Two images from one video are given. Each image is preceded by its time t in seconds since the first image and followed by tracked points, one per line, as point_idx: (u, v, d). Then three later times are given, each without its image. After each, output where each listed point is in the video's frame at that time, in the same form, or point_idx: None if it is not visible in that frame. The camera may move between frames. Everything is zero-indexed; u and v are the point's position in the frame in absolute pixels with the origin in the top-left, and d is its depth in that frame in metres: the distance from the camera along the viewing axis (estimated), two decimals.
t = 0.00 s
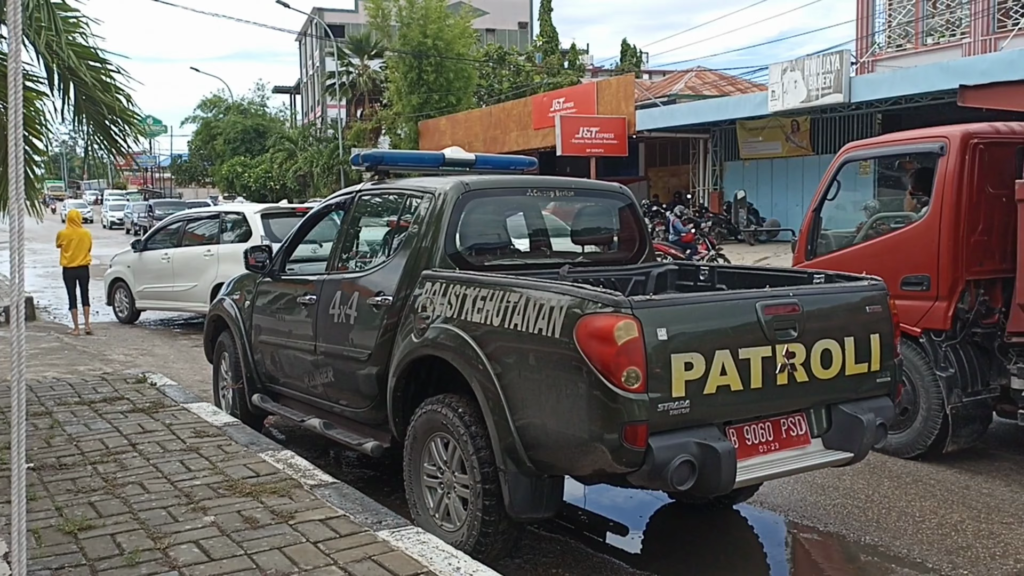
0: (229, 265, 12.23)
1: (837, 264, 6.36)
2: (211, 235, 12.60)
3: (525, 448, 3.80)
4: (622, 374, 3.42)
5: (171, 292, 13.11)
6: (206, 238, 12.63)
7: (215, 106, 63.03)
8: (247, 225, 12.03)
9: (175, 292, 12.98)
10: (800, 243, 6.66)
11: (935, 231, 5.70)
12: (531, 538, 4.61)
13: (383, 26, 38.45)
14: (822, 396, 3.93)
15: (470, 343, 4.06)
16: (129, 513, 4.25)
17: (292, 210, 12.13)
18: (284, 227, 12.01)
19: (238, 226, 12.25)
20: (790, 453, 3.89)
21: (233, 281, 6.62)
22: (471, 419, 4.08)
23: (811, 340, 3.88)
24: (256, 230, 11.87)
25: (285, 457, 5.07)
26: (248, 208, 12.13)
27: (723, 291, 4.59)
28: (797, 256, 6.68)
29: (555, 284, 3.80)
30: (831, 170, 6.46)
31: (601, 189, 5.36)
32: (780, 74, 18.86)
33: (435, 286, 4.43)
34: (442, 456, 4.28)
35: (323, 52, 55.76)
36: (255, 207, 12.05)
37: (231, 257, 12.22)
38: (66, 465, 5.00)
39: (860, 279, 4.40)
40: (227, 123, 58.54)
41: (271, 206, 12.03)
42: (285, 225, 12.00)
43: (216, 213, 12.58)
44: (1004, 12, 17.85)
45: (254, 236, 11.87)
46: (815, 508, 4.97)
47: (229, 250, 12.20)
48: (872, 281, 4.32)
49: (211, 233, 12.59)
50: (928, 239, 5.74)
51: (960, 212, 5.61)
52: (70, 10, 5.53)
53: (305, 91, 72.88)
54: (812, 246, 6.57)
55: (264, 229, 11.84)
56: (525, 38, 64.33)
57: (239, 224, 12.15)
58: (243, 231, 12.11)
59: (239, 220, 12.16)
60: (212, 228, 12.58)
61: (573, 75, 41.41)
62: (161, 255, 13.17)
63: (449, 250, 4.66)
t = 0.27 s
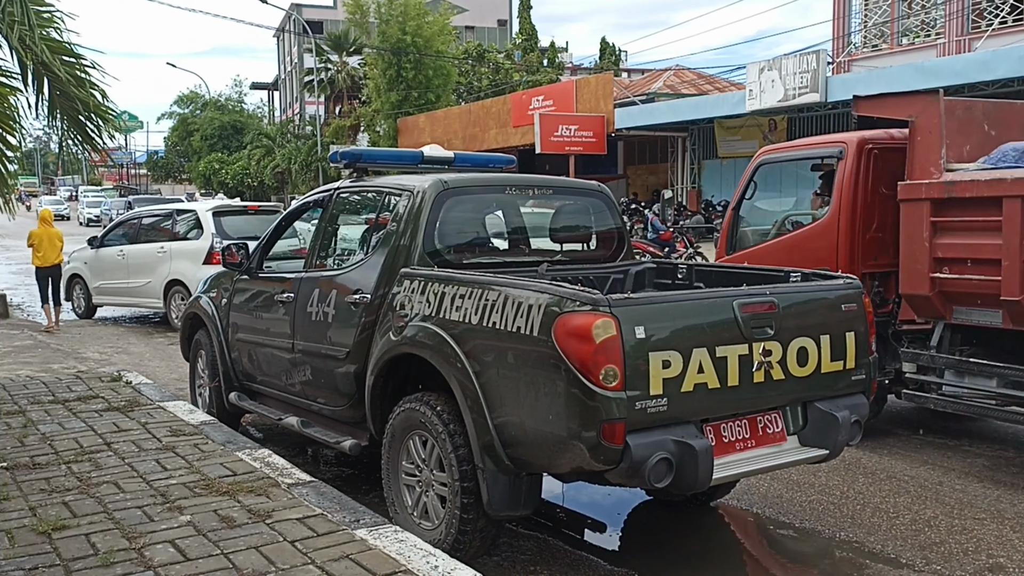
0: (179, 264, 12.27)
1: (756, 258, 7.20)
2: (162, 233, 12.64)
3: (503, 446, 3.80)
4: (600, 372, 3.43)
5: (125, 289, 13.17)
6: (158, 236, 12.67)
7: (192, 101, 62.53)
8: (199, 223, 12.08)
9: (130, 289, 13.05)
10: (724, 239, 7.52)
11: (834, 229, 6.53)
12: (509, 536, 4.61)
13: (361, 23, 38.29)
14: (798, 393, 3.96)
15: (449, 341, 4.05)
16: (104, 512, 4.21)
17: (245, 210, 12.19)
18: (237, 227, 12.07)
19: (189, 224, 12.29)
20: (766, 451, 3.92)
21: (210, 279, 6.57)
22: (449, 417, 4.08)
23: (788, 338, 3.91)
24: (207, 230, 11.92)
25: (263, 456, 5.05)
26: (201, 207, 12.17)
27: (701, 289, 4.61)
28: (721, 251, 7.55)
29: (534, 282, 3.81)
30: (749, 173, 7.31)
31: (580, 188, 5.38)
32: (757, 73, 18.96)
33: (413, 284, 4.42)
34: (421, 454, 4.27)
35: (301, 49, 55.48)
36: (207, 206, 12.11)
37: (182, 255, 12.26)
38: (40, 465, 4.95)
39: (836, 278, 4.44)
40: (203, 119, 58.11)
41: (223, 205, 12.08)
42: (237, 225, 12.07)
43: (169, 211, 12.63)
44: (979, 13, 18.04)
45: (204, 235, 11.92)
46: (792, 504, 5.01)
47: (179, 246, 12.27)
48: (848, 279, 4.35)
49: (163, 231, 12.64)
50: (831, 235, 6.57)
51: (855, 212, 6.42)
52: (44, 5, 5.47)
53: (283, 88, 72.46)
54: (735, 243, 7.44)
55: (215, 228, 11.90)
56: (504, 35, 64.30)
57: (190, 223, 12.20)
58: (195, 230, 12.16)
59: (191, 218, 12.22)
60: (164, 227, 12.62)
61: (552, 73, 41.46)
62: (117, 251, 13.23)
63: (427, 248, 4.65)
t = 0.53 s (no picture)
0: (136, 265, 12.45)
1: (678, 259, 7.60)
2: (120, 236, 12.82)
3: (485, 448, 3.80)
4: (582, 374, 3.44)
5: (86, 290, 13.33)
6: (116, 238, 12.84)
7: (173, 102, 62.17)
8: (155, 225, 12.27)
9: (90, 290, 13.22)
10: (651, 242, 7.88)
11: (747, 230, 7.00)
12: (491, 538, 4.61)
13: (344, 24, 38.19)
14: (778, 394, 3.98)
15: (431, 343, 4.05)
16: (82, 517, 4.18)
17: (200, 211, 12.40)
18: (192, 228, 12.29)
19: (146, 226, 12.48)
20: (746, 452, 3.94)
21: (191, 281, 6.53)
22: (431, 419, 4.07)
23: (768, 340, 3.93)
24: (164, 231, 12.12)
25: (244, 459, 5.02)
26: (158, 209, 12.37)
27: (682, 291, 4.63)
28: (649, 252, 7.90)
29: (516, 284, 3.81)
30: (675, 178, 7.67)
31: (561, 191, 5.39)
32: (739, 76, 19.05)
33: (396, 286, 4.42)
34: (403, 457, 4.27)
35: (283, 50, 55.24)
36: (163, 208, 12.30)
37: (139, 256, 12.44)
38: (18, 469, 4.90)
39: (816, 279, 4.47)
40: (184, 120, 57.77)
41: (179, 207, 12.28)
42: (193, 227, 12.29)
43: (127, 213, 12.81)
44: (957, 17, 18.20)
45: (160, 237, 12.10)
46: (773, 505, 5.03)
47: (138, 247, 12.41)
48: (828, 281, 4.37)
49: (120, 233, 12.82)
50: (744, 236, 7.04)
51: (765, 213, 6.92)
52: (23, 6, 5.41)
53: (265, 89, 72.12)
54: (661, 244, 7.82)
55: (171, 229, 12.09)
56: (487, 37, 64.34)
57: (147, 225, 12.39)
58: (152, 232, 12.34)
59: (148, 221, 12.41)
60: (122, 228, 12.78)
61: (535, 75, 41.51)
62: (77, 253, 13.40)
63: (410, 250, 4.65)
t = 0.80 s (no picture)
0: (93, 268, 12.56)
1: (606, 257, 8.31)
2: (78, 239, 12.95)
3: (466, 452, 3.80)
4: (562, 377, 3.44)
5: (46, 293, 13.46)
6: (75, 241, 12.99)
7: (150, 105, 61.74)
8: (111, 228, 12.40)
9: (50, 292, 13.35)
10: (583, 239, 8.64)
11: (662, 235, 7.69)
12: (472, 542, 4.60)
13: (323, 27, 38.06)
14: (757, 397, 4.01)
15: (411, 347, 4.04)
16: (58, 523, 4.14)
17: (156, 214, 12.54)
18: (148, 230, 12.42)
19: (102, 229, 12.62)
20: (725, 454, 3.96)
21: (169, 285, 6.49)
22: (411, 423, 4.07)
23: (747, 342, 3.95)
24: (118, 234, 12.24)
25: (223, 464, 4.99)
26: (114, 212, 12.51)
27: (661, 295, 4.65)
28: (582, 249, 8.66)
29: (496, 288, 3.81)
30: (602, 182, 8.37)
31: (542, 195, 5.39)
32: (718, 80, 19.26)
33: (375, 290, 4.41)
34: (383, 461, 4.25)
35: (262, 53, 55.05)
36: (119, 212, 12.45)
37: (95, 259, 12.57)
38: None
39: (794, 283, 4.50)
40: (162, 123, 57.43)
41: (135, 209, 12.41)
42: (148, 229, 12.42)
43: (86, 217, 12.95)
44: (933, 22, 18.40)
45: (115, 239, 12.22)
46: (752, 507, 5.06)
47: (95, 251, 12.55)
48: (805, 284, 4.41)
49: (79, 237, 12.95)
50: (660, 238, 7.72)
51: (679, 218, 7.59)
52: None
53: (244, 92, 71.80)
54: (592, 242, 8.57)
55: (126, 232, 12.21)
56: (467, 41, 64.36)
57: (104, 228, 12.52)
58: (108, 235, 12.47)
59: (104, 224, 12.54)
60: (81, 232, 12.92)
61: (515, 79, 41.56)
62: (38, 257, 13.54)
63: (389, 254, 4.64)
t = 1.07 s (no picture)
0: (48, 271, 12.61)
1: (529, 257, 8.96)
2: (35, 243, 13.02)
3: (443, 456, 3.80)
4: (539, 381, 3.45)
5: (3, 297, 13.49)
6: (32, 245, 13.05)
7: (125, 107, 61.22)
8: (66, 232, 12.47)
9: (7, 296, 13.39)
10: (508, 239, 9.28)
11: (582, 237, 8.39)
12: (450, 546, 4.60)
13: (300, 30, 37.89)
14: (733, 400, 4.03)
15: (388, 351, 4.03)
16: (30, 530, 4.09)
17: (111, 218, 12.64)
18: (102, 234, 12.50)
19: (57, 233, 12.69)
20: (702, 457, 3.98)
21: (144, 289, 6.44)
22: (389, 427, 4.06)
23: (723, 345, 3.97)
24: (73, 237, 12.31)
25: (198, 470, 4.96)
26: (69, 217, 12.60)
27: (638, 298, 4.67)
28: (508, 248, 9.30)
29: (474, 291, 3.81)
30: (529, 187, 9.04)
31: (519, 198, 5.40)
32: (695, 85, 19.31)
33: (353, 293, 4.39)
34: (360, 465, 4.24)
35: (238, 55, 54.77)
36: (74, 216, 12.53)
37: (50, 263, 12.62)
38: None
39: (769, 286, 4.53)
40: (138, 125, 56.96)
41: (89, 213, 12.49)
42: (103, 233, 12.50)
43: (42, 220, 13.02)
44: (906, 28, 18.62)
45: (69, 243, 12.29)
46: (728, 509, 5.09)
47: (50, 254, 12.60)
48: (781, 287, 4.45)
49: (35, 240, 13.02)
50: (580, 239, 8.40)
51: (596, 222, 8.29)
52: None
53: (220, 94, 71.33)
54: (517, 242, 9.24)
55: (80, 236, 12.28)
56: (445, 44, 64.36)
57: (59, 233, 12.60)
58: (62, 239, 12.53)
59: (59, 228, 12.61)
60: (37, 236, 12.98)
61: (493, 83, 41.57)
62: None
63: (367, 257, 4.63)
